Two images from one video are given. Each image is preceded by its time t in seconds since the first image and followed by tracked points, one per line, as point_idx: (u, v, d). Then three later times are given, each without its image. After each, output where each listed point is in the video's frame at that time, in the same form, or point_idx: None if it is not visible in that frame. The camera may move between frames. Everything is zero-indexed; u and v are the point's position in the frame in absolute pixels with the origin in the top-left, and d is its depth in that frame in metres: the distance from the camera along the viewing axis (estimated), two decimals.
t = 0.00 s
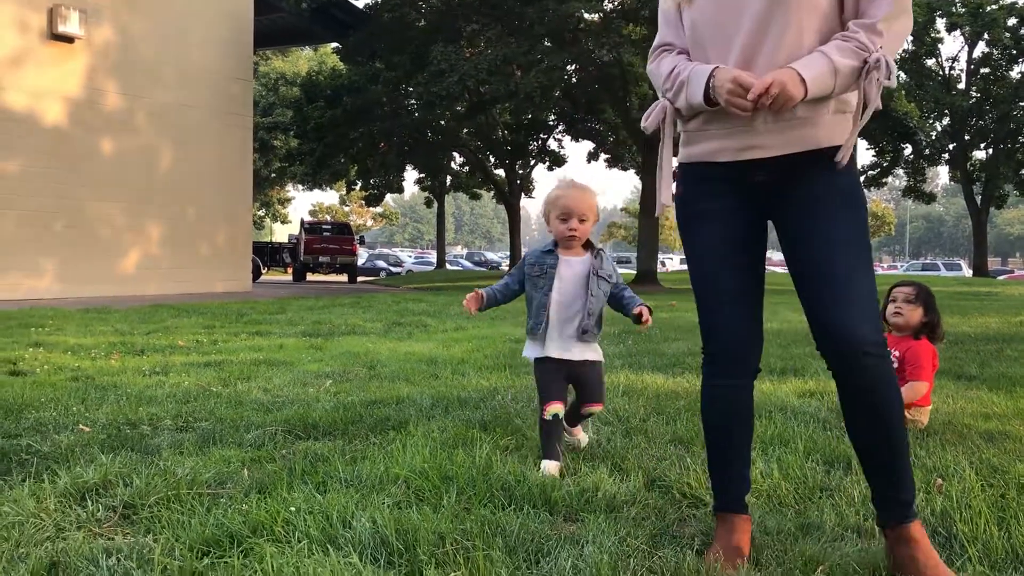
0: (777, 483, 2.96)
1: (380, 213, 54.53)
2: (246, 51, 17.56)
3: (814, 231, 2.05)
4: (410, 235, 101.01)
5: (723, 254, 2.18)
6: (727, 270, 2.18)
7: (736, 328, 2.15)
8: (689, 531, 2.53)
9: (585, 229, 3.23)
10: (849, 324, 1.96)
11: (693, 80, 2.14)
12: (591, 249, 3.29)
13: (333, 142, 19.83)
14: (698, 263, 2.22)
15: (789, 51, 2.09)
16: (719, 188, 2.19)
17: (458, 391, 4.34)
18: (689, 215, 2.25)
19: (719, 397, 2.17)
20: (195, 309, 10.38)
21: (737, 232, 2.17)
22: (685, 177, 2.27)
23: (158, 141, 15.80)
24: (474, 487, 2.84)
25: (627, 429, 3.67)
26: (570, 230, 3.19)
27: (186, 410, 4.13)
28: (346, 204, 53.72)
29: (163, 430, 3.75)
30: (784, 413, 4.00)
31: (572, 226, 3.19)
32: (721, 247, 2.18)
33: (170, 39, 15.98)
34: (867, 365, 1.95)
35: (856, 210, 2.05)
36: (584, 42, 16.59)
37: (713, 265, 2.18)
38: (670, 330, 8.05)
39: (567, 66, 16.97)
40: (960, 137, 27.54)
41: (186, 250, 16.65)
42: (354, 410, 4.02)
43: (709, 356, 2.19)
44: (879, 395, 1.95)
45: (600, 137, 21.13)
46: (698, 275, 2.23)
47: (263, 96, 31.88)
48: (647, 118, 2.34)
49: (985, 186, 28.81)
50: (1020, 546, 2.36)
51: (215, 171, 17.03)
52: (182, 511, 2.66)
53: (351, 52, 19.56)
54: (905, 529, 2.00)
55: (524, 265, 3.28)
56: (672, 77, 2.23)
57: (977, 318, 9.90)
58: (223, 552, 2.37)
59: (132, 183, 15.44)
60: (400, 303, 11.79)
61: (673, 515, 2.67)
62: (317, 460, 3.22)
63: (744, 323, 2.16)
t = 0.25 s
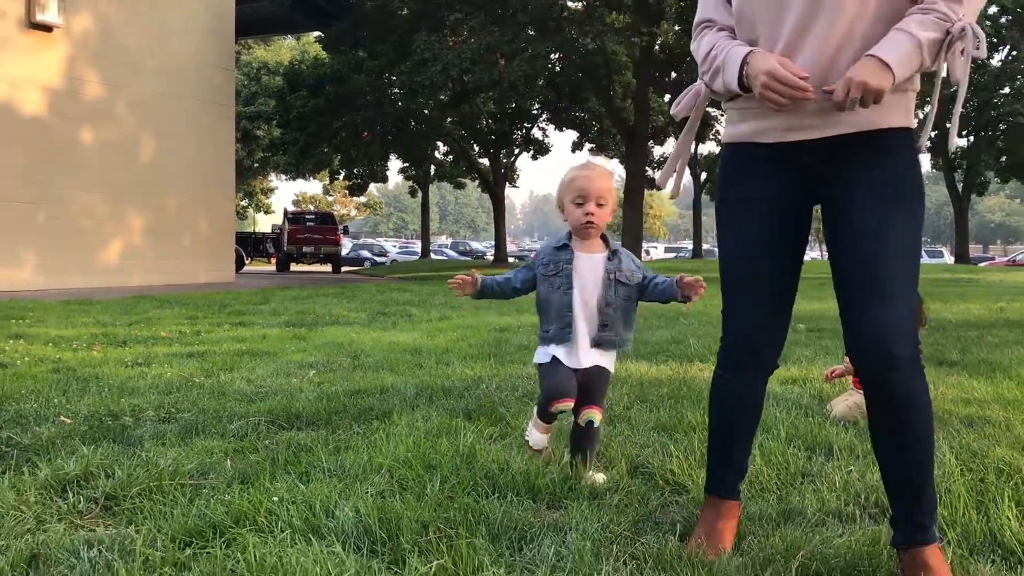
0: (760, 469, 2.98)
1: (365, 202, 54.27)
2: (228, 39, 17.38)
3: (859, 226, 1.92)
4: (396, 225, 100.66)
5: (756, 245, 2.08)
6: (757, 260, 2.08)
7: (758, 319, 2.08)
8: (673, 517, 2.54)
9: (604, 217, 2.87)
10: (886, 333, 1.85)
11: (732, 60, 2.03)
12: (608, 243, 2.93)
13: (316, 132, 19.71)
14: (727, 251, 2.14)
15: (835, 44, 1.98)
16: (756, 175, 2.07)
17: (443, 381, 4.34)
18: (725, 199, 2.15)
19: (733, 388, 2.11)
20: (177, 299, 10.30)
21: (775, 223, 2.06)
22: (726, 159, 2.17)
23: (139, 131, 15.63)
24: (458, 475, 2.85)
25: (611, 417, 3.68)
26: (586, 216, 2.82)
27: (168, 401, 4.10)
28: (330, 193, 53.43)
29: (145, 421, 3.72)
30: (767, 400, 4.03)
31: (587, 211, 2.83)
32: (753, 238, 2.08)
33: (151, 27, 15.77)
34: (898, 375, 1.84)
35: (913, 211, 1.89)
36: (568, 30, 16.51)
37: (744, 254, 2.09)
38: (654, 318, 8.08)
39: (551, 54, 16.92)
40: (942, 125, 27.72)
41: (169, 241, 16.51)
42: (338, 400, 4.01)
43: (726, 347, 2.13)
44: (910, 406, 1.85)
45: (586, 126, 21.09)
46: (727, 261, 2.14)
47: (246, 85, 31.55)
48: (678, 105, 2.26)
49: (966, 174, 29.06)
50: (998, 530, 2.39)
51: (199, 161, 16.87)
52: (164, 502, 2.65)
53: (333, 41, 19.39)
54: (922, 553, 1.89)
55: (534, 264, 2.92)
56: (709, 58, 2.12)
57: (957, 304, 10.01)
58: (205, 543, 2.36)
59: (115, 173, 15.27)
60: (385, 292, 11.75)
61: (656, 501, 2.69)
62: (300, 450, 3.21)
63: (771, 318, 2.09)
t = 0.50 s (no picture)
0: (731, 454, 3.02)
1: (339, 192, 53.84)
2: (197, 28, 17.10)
3: (898, 210, 1.86)
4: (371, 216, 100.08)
5: (791, 224, 1.96)
6: (790, 241, 1.96)
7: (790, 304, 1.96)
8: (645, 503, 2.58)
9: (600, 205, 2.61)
10: (913, 319, 1.83)
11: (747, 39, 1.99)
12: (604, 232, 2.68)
13: (288, 122, 19.74)
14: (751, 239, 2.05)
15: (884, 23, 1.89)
16: (791, 152, 1.98)
17: (417, 371, 4.34)
18: (756, 177, 2.04)
19: (760, 377, 2.00)
20: (148, 292, 10.16)
21: (811, 202, 1.96)
22: (759, 136, 2.05)
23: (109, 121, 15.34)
24: (432, 464, 2.85)
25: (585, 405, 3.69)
26: (580, 207, 2.55)
27: (140, 394, 4.05)
28: (304, 184, 52.93)
29: (117, 414, 3.67)
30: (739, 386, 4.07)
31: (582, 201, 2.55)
32: (786, 217, 1.97)
33: (119, 15, 15.46)
34: (915, 361, 1.84)
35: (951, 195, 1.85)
36: (541, 19, 16.45)
37: (777, 234, 1.98)
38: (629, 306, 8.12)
39: (523, 44, 16.86)
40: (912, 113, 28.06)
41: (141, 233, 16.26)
42: (312, 390, 3.99)
43: (753, 334, 2.00)
44: (927, 395, 1.85)
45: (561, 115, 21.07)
46: (756, 242, 2.03)
47: (217, 74, 31.10)
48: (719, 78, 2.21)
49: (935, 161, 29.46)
50: (963, 513, 2.45)
51: (169, 152, 16.62)
52: (136, 495, 2.62)
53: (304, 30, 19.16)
54: (907, 537, 1.94)
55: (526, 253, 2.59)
56: (729, 32, 2.07)
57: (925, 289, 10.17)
58: (177, 535, 2.35)
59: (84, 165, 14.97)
60: (359, 283, 11.69)
61: (628, 487, 2.72)
62: (274, 442, 3.19)
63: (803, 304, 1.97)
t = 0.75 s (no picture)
0: (689, 440, 3.05)
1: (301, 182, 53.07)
2: (152, 16, 16.72)
3: (889, 189, 1.86)
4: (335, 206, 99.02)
5: (798, 202, 1.85)
6: (802, 218, 1.84)
7: (806, 286, 1.83)
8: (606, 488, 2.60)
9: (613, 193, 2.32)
10: (890, 300, 1.90)
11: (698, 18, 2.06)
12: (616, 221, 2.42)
13: (247, 111, 19.42)
14: (760, 209, 1.89)
15: None
16: (792, 124, 1.88)
17: (378, 361, 4.30)
18: (754, 150, 1.90)
19: (772, 366, 1.87)
20: (105, 285, 9.92)
21: (813, 177, 1.87)
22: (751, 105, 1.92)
23: (62, 111, 14.91)
24: (392, 454, 2.84)
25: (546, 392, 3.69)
26: (595, 191, 2.28)
27: (96, 388, 3.96)
28: (265, 174, 52.10)
29: (71, 409, 3.59)
30: (698, 372, 4.11)
31: (596, 185, 2.28)
32: (795, 191, 1.85)
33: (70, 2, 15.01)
34: (885, 340, 1.90)
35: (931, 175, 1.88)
36: (502, 7, 16.35)
37: (786, 212, 1.85)
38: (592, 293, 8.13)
39: (485, 32, 16.76)
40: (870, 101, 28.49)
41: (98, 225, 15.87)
42: (272, 382, 3.94)
43: (762, 321, 1.88)
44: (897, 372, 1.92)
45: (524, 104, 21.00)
46: (758, 221, 1.89)
47: (174, 62, 30.43)
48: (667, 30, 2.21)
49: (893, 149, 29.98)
50: (915, 494, 2.51)
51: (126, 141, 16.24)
52: (91, 490, 2.57)
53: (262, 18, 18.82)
54: (865, 517, 2.00)
55: (529, 264, 2.36)
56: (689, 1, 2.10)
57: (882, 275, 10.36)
58: (133, 529, 2.31)
59: (37, 155, 14.54)
60: (322, 274, 11.57)
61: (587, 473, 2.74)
62: (233, 434, 3.15)
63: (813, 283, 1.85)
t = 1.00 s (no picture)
0: (650, 427, 3.07)
1: (265, 174, 52.31)
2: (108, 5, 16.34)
3: (843, 176, 1.88)
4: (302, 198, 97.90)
5: (756, 193, 1.86)
6: (758, 209, 1.86)
7: (764, 276, 1.85)
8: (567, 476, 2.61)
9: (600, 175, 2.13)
10: (842, 286, 1.94)
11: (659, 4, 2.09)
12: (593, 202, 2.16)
13: (207, 102, 19.07)
14: (719, 199, 1.89)
15: None
16: (747, 113, 1.88)
17: (340, 353, 4.26)
18: (713, 139, 1.89)
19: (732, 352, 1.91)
20: (61, 279, 9.69)
21: (769, 166, 1.88)
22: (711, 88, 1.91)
23: (18, 101, 14.49)
24: (353, 445, 2.82)
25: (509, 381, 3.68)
26: (582, 176, 2.05)
27: (51, 383, 3.87)
28: (227, 165, 51.28)
29: (25, 405, 3.50)
30: (660, 360, 4.14)
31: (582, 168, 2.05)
32: (754, 182, 1.86)
33: None
34: (835, 323, 1.96)
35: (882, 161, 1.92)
36: None
37: (745, 202, 1.86)
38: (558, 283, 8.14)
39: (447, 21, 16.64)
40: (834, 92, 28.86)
41: (55, 218, 15.48)
42: (231, 375, 3.88)
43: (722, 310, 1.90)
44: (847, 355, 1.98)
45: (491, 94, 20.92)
46: (717, 211, 1.90)
47: (132, 52, 29.76)
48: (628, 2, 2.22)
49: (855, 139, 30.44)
50: (870, 476, 2.54)
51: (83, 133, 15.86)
52: (45, 486, 2.50)
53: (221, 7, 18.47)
54: (822, 500, 2.04)
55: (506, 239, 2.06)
56: None
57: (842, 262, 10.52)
58: (88, 526, 2.25)
59: None
60: (285, 266, 11.43)
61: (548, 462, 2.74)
62: (192, 428, 3.09)
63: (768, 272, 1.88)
